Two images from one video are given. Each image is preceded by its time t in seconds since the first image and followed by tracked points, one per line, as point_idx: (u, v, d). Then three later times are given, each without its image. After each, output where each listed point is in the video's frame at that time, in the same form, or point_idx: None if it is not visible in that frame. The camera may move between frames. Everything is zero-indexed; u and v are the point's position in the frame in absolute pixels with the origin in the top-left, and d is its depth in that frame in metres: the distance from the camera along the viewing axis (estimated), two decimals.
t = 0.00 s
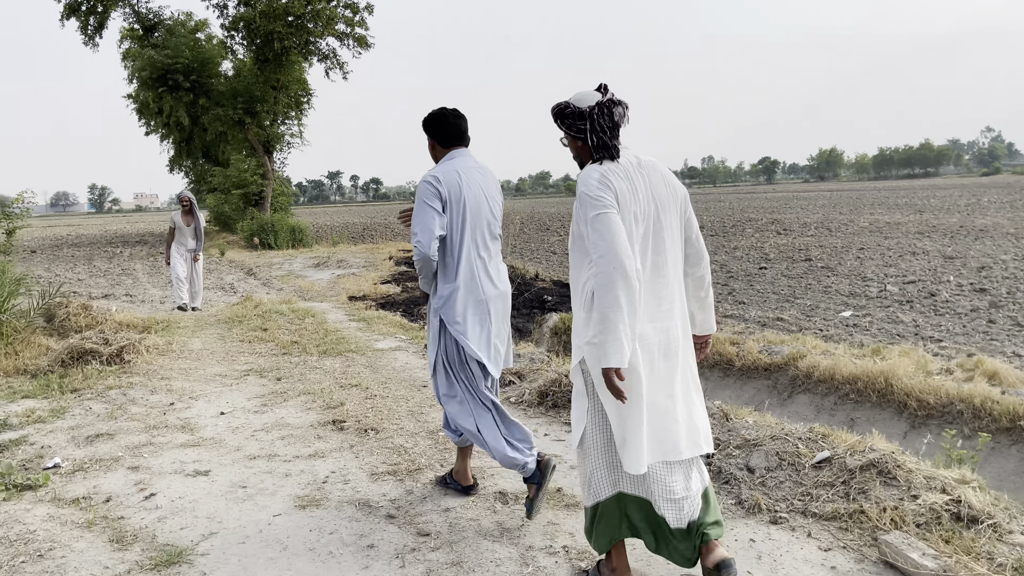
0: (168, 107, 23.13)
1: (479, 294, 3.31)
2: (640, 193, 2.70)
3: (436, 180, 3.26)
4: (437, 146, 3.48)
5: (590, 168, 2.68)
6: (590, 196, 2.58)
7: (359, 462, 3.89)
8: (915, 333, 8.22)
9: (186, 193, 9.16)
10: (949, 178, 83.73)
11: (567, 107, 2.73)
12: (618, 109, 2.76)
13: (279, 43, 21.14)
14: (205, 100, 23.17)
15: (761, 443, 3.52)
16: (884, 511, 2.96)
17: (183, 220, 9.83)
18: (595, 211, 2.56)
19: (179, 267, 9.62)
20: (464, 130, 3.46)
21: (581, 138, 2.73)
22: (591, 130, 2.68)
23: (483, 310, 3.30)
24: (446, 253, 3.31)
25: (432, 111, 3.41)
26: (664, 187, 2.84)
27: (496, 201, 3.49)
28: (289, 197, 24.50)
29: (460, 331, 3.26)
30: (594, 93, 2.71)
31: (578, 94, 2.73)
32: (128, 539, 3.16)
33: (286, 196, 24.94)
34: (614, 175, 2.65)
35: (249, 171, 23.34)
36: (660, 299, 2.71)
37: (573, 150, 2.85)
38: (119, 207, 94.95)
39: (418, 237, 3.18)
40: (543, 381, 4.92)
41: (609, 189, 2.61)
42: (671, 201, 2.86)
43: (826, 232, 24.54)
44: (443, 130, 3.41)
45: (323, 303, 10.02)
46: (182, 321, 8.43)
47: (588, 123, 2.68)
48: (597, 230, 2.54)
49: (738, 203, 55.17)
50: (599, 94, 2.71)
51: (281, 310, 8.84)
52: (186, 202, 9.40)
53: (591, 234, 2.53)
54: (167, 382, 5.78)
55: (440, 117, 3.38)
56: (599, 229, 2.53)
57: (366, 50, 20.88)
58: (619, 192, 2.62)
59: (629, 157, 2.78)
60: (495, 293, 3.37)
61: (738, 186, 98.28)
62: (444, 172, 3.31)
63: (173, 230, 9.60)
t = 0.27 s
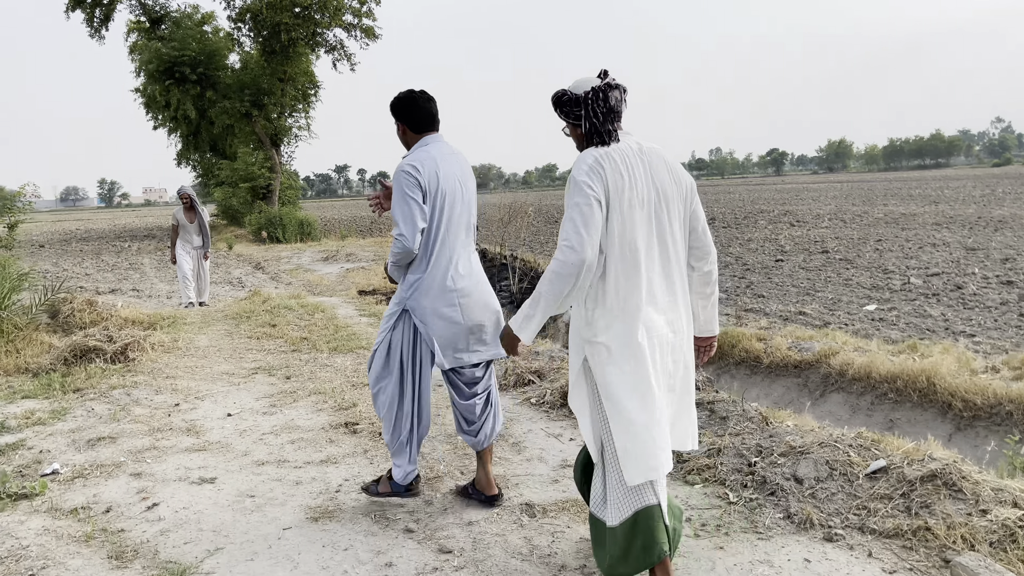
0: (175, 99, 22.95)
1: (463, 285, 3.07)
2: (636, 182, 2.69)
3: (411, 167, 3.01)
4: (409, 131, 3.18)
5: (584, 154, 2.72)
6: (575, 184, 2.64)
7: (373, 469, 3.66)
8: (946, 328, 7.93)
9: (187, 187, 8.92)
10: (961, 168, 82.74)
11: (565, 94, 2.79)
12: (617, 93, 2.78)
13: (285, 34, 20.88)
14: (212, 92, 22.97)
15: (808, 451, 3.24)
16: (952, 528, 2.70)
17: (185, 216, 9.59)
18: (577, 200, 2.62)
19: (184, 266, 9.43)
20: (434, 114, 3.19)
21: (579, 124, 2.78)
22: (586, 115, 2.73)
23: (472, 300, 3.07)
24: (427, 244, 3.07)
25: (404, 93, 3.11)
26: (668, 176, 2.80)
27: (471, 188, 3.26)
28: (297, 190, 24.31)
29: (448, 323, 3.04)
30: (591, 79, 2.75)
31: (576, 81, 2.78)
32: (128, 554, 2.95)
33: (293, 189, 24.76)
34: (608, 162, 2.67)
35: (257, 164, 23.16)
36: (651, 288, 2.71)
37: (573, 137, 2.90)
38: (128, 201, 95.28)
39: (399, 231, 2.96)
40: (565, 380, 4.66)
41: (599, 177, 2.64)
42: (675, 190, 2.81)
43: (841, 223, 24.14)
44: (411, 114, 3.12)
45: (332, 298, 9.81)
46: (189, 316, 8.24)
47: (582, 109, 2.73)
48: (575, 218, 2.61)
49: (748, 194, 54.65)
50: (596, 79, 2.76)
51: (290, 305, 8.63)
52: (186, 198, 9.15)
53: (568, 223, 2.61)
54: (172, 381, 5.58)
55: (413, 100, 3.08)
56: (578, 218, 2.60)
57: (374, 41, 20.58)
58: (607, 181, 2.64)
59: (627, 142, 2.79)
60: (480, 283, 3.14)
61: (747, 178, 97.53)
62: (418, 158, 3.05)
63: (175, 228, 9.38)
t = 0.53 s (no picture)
0: (178, 92, 22.76)
1: (412, 296, 2.98)
2: (641, 176, 2.70)
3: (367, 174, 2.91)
4: (370, 133, 3.06)
5: (591, 144, 2.71)
6: (582, 175, 2.63)
7: (388, 479, 3.45)
8: (971, 323, 7.69)
9: (183, 176, 8.59)
10: (969, 159, 82.02)
11: (576, 83, 2.82)
12: (628, 84, 2.79)
13: (289, 25, 20.63)
14: (215, 84, 22.74)
15: (859, 464, 2.99)
16: None
17: (183, 206, 9.28)
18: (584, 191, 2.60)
19: (185, 260, 9.19)
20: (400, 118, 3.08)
21: (588, 114, 2.81)
22: (594, 103, 2.75)
23: (421, 313, 2.97)
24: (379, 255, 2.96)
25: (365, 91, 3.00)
26: (673, 171, 2.81)
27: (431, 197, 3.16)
28: (302, 183, 24.09)
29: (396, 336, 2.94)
30: (603, 69, 2.77)
31: (588, 71, 2.81)
32: None
33: (298, 182, 24.56)
34: (614, 153, 2.66)
35: (261, 156, 22.94)
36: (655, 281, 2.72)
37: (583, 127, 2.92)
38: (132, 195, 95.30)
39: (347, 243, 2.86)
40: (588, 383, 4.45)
41: (604, 169, 2.63)
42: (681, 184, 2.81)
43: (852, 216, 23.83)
44: (375, 114, 3.00)
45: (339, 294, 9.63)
46: (193, 313, 8.06)
47: (592, 97, 2.75)
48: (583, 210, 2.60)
49: (754, 186, 54.36)
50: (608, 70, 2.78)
51: (296, 301, 8.44)
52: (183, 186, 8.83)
53: (576, 214, 2.60)
54: (176, 383, 5.40)
55: (377, 99, 2.95)
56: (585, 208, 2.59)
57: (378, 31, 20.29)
58: (613, 173, 2.64)
59: (636, 134, 2.78)
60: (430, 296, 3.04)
61: (752, 169, 96.99)
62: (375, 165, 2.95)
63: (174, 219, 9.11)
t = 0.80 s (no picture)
0: (179, 81, 22.52)
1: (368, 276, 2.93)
2: (654, 149, 2.46)
3: (318, 146, 2.81)
4: (330, 107, 2.97)
5: (596, 119, 2.46)
6: (593, 149, 2.37)
7: (405, 483, 3.24)
8: (996, 316, 7.47)
9: (184, 162, 8.31)
10: (974, 151, 81.51)
11: (579, 59, 2.55)
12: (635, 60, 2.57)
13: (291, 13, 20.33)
14: (216, 73, 22.47)
15: (916, 472, 2.77)
16: None
17: (184, 191, 9.01)
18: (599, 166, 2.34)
19: (185, 248, 8.93)
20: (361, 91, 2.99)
21: (592, 92, 2.55)
22: (602, 82, 2.50)
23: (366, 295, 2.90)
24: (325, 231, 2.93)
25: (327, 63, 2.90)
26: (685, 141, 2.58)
27: (393, 172, 3.06)
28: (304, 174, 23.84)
29: (344, 320, 2.87)
30: (608, 44, 2.54)
31: (592, 45, 2.56)
32: None
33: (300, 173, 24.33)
34: (624, 124, 2.43)
35: (263, 147, 22.69)
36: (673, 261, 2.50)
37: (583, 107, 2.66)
38: (133, 186, 95.03)
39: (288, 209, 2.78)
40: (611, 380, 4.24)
41: (617, 141, 2.38)
42: (694, 157, 2.59)
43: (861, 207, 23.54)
44: (338, 88, 2.92)
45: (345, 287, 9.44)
46: (196, 306, 7.87)
47: (599, 75, 2.50)
48: (601, 187, 2.33)
49: (758, 177, 54.03)
50: (613, 44, 2.54)
51: (302, 293, 8.23)
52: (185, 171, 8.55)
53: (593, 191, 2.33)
54: (179, 378, 5.21)
55: (340, 72, 2.87)
56: (603, 185, 2.32)
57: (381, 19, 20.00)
58: (628, 146, 2.39)
59: (642, 109, 2.56)
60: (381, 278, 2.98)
61: (755, 161, 96.55)
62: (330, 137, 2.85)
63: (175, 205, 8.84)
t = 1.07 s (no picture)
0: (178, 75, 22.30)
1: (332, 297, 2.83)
2: (632, 149, 2.39)
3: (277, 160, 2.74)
4: (294, 123, 2.93)
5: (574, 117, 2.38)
6: (571, 149, 2.29)
7: (415, 504, 3.06)
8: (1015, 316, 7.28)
9: (184, 156, 8.10)
10: (976, 145, 81.19)
11: (559, 50, 2.43)
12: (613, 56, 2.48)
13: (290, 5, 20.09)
14: (215, 66, 22.23)
15: (970, 496, 2.56)
16: None
17: (184, 186, 8.79)
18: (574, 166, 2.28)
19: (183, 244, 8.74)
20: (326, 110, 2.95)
21: (571, 84, 2.43)
22: (583, 73, 2.39)
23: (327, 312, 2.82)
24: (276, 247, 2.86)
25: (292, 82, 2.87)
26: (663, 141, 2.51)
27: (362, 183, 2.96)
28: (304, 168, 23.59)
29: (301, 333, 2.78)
30: (590, 38, 2.44)
31: (571, 37, 2.44)
32: None
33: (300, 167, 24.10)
34: (601, 124, 2.36)
35: (262, 140, 22.45)
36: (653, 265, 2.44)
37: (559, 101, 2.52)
38: (131, 180, 94.70)
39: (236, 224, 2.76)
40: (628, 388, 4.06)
41: (593, 141, 2.32)
42: (674, 155, 2.52)
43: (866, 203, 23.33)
44: (298, 104, 2.92)
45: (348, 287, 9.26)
46: (194, 305, 7.70)
47: (580, 67, 2.38)
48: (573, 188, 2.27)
49: (760, 172, 53.80)
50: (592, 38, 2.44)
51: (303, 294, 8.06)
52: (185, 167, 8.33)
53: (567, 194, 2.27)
54: (176, 385, 5.04)
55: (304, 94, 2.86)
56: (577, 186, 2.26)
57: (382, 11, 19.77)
58: (605, 147, 2.32)
59: (621, 107, 2.46)
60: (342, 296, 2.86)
61: (756, 155, 96.25)
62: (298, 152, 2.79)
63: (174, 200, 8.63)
